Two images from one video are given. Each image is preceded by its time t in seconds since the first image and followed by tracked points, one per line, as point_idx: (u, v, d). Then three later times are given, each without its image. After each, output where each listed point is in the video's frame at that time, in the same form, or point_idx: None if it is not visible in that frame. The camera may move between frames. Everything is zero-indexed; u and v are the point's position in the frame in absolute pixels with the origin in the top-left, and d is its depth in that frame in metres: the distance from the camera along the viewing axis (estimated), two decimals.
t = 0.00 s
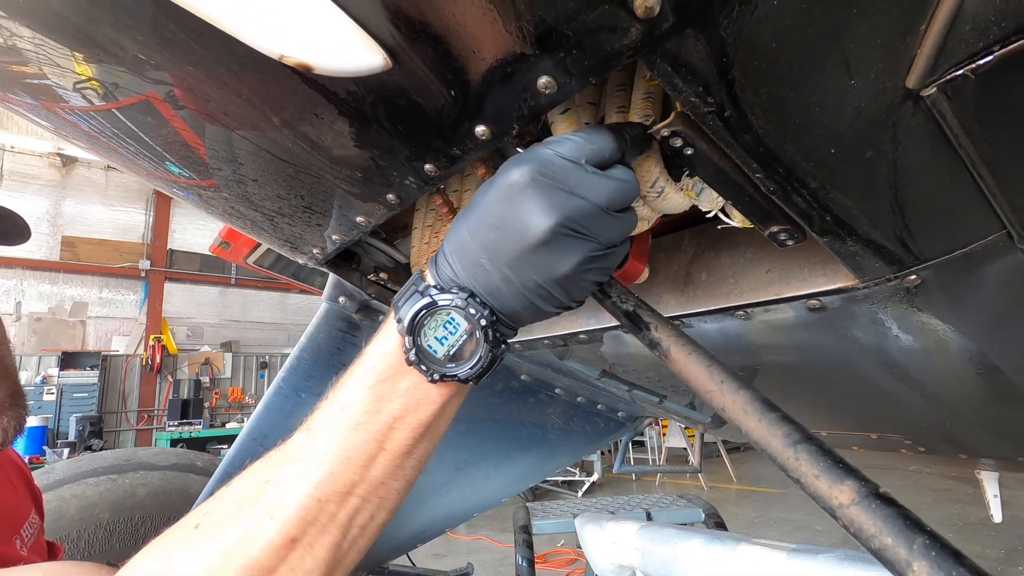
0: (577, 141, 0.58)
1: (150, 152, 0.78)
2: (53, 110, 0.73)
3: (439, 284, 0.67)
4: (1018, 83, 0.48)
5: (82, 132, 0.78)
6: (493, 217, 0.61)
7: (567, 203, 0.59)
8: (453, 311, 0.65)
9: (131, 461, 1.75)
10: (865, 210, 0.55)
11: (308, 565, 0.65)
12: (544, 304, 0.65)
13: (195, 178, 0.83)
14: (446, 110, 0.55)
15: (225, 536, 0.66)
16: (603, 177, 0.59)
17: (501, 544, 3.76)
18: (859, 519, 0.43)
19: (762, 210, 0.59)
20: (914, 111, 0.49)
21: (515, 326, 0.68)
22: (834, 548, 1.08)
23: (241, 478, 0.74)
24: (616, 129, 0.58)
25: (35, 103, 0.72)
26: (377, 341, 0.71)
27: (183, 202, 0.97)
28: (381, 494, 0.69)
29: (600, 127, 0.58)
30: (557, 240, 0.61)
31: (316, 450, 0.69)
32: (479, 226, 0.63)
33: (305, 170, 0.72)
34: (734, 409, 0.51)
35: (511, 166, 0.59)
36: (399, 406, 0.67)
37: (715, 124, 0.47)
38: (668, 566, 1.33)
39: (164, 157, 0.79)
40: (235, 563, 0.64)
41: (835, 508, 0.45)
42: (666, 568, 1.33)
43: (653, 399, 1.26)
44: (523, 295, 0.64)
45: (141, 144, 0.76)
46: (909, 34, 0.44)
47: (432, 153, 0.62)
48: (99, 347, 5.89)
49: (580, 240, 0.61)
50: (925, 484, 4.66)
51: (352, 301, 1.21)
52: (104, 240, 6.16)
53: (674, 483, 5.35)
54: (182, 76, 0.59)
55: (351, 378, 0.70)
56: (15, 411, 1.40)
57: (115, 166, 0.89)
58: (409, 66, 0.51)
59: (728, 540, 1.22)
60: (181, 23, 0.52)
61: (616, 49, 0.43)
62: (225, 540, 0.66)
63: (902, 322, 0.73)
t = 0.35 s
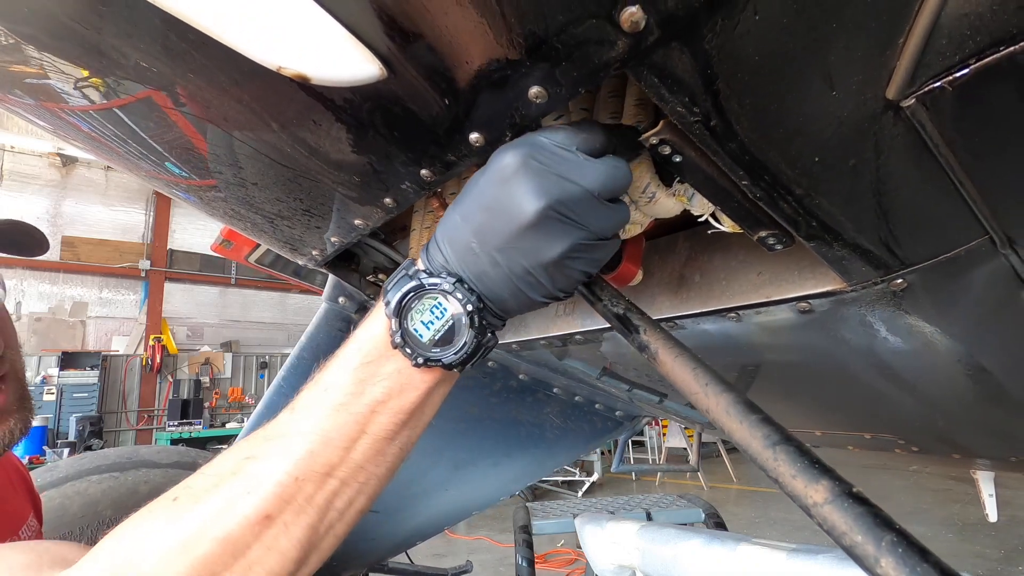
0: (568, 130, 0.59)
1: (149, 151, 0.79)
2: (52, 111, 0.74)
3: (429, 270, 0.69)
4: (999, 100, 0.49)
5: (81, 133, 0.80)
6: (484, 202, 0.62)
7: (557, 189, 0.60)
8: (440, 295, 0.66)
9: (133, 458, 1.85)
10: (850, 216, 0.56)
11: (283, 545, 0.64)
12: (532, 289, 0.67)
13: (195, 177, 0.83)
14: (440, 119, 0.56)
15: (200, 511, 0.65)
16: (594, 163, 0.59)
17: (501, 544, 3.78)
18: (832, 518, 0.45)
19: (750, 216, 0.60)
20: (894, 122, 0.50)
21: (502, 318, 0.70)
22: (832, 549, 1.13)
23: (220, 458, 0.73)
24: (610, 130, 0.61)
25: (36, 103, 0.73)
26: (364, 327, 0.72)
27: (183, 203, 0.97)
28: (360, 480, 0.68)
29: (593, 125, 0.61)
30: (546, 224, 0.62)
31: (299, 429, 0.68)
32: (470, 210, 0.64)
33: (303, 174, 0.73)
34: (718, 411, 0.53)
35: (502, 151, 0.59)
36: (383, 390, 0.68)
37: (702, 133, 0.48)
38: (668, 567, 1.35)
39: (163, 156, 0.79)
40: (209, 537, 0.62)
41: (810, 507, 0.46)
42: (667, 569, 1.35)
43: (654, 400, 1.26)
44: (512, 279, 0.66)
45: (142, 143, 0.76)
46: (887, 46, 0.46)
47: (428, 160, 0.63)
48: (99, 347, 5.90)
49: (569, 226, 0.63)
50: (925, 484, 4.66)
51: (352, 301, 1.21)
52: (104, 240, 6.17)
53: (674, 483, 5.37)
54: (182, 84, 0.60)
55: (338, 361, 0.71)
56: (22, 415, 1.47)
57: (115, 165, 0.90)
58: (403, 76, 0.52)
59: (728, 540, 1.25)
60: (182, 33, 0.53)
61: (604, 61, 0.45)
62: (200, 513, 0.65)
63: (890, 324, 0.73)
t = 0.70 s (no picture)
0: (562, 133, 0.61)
1: (150, 153, 0.79)
2: (51, 111, 0.75)
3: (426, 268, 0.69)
4: (978, 110, 0.50)
5: (81, 133, 0.81)
6: (480, 202, 0.63)
7: (551, 191, 0.61)
8: (436, 293, 0.67)
9: (134, 457, 1.87)
10: (838, 221, 0.57)
11: (277, 538, 0.65)
12: (528, 289, 0.67)
13: (195, 178, 0.84)
14: (434, 124, 0.57)
15: (199, 501, 0.67)
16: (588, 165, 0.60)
17: (500, 544, 3.78)
18: (811, 518, 0.46)
19: (740, 220, 0.61)
20: (878, 128, 0.51)
21: (497, 316, 0.70)
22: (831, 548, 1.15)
23: (221, 449, 0.74)
24: (602, 134, 0.62)
25: (38, 106, 0.74)
26: (362, 324, 0.72)
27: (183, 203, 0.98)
28: (355, 475, 0.69)
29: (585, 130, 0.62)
30: (540, 224, 0.63)
31: (296, 422, 0.69)
32: (466, 210, 0.64)
33: (301, 177, 0.74)
34: (702, 412, 0.54)
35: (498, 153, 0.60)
36: (378, 386, 0.68)
37: (690, 139, 0.49)
38: (669, 567, 1.35)
39: (164, 157, 0.80)
40: (206, 527, 0.64)
41: (790, 507, 0.47)
42: (667, 569, 1.36)
43: (654, 400, 1.27)
44: (506, 279, 0.66)
45: (144, 145, 0.77)
46: (871, 55, 0.46)
47: (422, 164, 0.64)
48: (99, 347, 5.91)
49: (562, 226, 0.63)
50: (925, 484, 4.67)
51: (351, 301, 1.22)
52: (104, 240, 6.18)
53: (674, 483, 5.37)
54: (181, 88, 0.61)
55: (336, 356, 0.71)
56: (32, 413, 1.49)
57: (116, 166, 0.91)
58: (398, 82, 0.53)
59: (728, 540, 1.26)
60: (181, 40, 0.54)
61: (592, 69, 0.46)
62: (198, 504, 0.66)
63: (881, 326, 0.74)
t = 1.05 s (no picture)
0: (558, 156, 0.61)
1: (150, 154, 0.80)
2: (52, 112, 0.75)
3: (423, 287, 0.70)
4: (967, 114, 0.50)
5: (81, 134, 0.81)
6: (478, 224, 0.64)
7: (547, 214, 0.62)
8: (434, 311, 0.67)
9: (135, 456, 1.87)
10: (830, 223, 0.58)
11: (271, 549, 0.64)
12: (523, 309, 0.67)
13: (194, 179, 0.84)
14: (431, 127, 0.57)
15: (191, 514, 0.66)
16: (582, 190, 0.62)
17: (500, 544, 3.79)
18: (798, 517, 0.46)
19: (735, 222, 0.62)
20: (869, 132, 0.52)
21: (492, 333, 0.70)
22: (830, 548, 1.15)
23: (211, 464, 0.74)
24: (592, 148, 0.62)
25: (39, 108, 0.75)
26: (357, 340, 0.73)
27: (182, 203, 0.99)
28: (350, 488, 0.69)
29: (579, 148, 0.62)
30: (537, 247, 0.64)
31: (291, 435, 0.69)
32: (463, 232, 0.65)
33: (299, 179, 0.74)
34: (694, 412, 0.54)
35: (496, 179, 0.62)
36: (374, 400, 0.69)
37: (683, 142, 0.50)
38: (668, 567, 1.36)
39: (164, 158, 0.80)
40: (199, 539, 0.63)
41: (778, 506, 0.48)
42: (667, 569, 1.36)
43: (654, 400, 1.27)
44: (502, 300, 0.67)
45: (144, 146, 0.78)
46: (861, 60, 0.47)
47: (419, 166, 0.64)
48: (99, 347, 5.91)
49: (558, 249, 0.65)
50: (925, 484, 4.67)
51: (350, 301, 1.22)
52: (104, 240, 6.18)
53: (674, 483, 5.38)
54: (180, 91, 0.61)
55: (332, 370, 0.72)
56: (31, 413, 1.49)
57: (116, 167, 0.91)
58: (393, 86, 0.53)
59: (728, 540, 1.27)
60: (180, 44, 0.54)
61: (585, 74, 0.46)
62: (190, 516, 0.65)
63: (875, 327, 0.74)
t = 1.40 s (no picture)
0: (559, 168, 0.62)
1: (150, 154, 0.80)
2: (53, 113, 0.75)
3: (423, 305, 0.70)
4: (964, 115, 0.50)
5: (82, 134, 0.81)
6: (481, 241, 0.64)
7: (551, 228, 0.62)
8: (436, 330, 0.67)
9: (135, 456, 1.87)
10: (828, 223, 0.59)
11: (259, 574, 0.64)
12: (528, 323, 0.67)
13: (194, 179, 0.84)
14: (430, 127, 0.57)
15: (181, 535, 0.66)
16: (584, 203, 0.62)
17: (500, 544, 3.79)
18: (796, 517, 0.46)
19: (733, 223, 0.62)
20: (867, 133, 0.52)
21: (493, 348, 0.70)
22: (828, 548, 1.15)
23: (202, 482, 0.74)
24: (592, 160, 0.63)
25: (40, 108, 0.75)
26: (354, 359, 0.73)
27: (182, 203, 0.99)
28: (343, 511, 0.69)
29: (578, 159, 0.63)
30: (543, 261, 0.64)
31: (284, 456, 0.70)
32: (466, 249, 0.66)
33: (299, 179, 0.74)
34: (692, 412, 0.55)
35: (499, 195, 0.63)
36: (370, 422, 0.69)
37: (681, 143, 0.50)
38: (668, 567, 1.36)
39: (164, 159, 0.80)
40: (187, 563, 0.63)
41: (775, 506, 0.48)
42: (667, 569, 1.36)
43: (654, 400, 1.27)
44: (507, 316, 0.67)
45: (144, 147, 0.78)
46: (858, 61, 0.47)
47: (419, 167, 0.64)
48: (99, 347, 5.91)
49: (564, 263, 0.64)
50: (925, 484, 4.67)
51: (350, 301, 1.22)
52: (104, 240, 6.18)
53: (674, 483, 5.38)
54: (180, 92, 0.61)
55: (327, 390, 0.72)
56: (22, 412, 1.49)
57: (116, 167, 0.92)
58: (392, 86, 0.53)
59: (728, 540, 1.27)
60: (179, 45, 0.54)
61: (583, 75, 0.47)
62: (180, 537, 0.66)
63: (874, 327, 0.75)
